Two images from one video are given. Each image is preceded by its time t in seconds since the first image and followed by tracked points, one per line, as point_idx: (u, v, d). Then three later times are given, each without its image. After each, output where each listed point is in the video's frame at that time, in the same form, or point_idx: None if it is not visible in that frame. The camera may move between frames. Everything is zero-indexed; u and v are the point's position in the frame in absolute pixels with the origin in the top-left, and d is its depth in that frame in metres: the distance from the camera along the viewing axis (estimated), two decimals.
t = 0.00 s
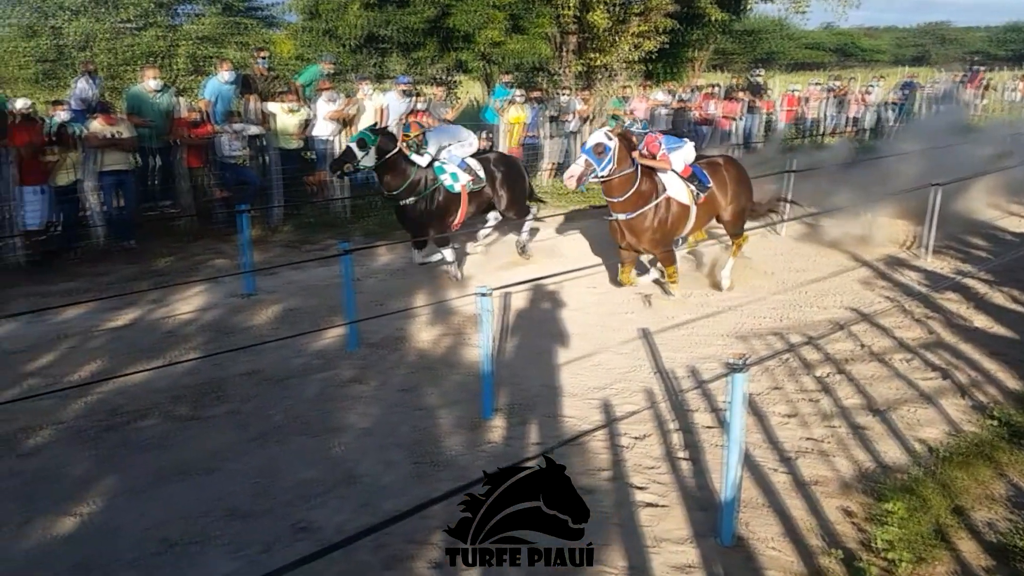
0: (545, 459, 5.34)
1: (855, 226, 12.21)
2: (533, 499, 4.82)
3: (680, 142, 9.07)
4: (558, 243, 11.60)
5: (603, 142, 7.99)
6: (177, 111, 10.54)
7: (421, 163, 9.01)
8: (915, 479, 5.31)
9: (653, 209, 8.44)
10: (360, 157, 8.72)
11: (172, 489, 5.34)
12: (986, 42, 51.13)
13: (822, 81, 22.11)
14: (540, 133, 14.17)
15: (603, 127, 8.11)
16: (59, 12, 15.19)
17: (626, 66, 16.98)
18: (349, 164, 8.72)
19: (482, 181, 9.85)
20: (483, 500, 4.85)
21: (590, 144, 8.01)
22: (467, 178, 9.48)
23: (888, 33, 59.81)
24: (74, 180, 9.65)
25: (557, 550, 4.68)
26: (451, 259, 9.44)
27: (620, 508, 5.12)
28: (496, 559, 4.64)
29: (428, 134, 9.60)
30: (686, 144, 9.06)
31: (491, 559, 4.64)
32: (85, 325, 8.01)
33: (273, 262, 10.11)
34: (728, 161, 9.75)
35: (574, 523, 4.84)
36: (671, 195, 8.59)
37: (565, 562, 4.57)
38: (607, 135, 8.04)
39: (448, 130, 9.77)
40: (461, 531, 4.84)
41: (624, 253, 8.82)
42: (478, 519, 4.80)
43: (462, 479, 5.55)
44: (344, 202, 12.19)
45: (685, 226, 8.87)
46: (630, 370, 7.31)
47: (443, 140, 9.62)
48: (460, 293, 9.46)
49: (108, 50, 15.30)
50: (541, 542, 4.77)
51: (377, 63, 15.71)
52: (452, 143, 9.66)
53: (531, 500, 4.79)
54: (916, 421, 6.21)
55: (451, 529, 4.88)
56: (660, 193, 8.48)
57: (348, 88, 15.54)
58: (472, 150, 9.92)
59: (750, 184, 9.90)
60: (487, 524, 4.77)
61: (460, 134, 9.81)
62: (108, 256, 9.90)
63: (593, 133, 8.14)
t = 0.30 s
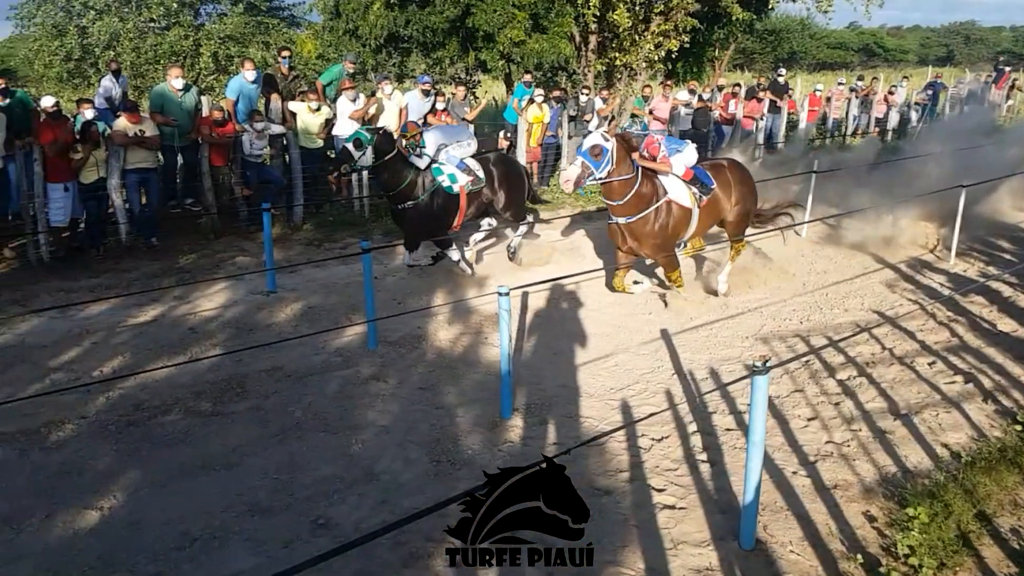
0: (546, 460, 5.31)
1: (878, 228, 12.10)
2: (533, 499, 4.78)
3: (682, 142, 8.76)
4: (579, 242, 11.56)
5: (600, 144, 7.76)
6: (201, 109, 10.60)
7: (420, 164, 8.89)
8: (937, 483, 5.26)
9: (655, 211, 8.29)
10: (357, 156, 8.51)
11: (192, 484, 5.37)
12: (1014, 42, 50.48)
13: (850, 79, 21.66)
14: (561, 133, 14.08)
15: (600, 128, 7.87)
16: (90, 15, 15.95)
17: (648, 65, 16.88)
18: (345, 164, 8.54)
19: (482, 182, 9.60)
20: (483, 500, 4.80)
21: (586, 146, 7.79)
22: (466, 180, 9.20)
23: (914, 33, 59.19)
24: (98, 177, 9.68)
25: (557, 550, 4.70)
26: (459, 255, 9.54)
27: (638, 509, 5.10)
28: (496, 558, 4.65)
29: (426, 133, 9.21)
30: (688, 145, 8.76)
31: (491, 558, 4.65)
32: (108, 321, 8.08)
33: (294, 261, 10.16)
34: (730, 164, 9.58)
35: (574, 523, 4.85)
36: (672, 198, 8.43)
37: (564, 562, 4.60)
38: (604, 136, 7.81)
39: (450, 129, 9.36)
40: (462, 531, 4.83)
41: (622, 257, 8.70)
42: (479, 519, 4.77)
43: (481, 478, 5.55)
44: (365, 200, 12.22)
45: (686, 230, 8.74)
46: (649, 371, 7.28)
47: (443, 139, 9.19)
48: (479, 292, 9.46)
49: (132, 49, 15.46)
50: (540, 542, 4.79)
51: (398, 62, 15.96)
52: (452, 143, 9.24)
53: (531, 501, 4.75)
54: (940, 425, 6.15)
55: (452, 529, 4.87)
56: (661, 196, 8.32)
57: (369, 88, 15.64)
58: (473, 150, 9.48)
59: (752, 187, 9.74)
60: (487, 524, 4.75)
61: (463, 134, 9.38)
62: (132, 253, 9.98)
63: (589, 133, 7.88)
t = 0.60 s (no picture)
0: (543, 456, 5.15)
1: (894, 229, 12.02)
2: (533, 499, 4.62)
3: (682, 143, 8.69)
4: (591, 242, 11.56)
5: (598, 145, 7.63)
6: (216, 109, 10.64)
7: (419, 165, 8.66)
8: (953, 486, 5.21)
9: (655, 214, 8.17)
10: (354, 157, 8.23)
11: (205, 481, 5.39)
12: None
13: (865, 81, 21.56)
14: (574, 133, 14.04)
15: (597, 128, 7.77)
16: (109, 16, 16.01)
17: (662, 65, 16.83)
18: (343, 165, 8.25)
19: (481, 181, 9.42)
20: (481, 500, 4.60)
21: (584, 148, 7.65)
22: (464, 180, 9.04)
23: (930, 34, 58.83)
24: (115, 176, 9.61)
25: (557, 550, 4.69)
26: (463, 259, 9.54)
27: (650, 510, 5.09)
28: (496, 559, 4.65)
29: (426, 134, 9.17)
30: (688, 147, 8.70)
31: (491, 558, 4.64)
32: (122, 319, 8.12)
33: (307, 260, 10.19)
34: (732, 165, 9.47)
35: (574, 523, 4.80)
36: (672, 199, 8.33)
37: (564, 562, 4.59)
38: (602, 136, 7.69)
39: (449, 129, 9.31)
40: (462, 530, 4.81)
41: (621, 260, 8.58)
42: (479, 520, 4.65)
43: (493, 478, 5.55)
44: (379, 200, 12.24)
45: (687, 233, 8.63)
46: (662, 372, 7.26)
47: (442, 139, 9.14)
48: (490, 292, 9.46)
49: (149, 49, 15.54)
50: (540, 542, 4.78)
51: (412, 62, 15.99)
52: (451, 142, 9.17)
53: (531, 502, 4.59)
54: (955, 428, 6.10)
55: (452, 529, 4.81)
56: (661, 198, 8.21)
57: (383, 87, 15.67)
58: (473, 151, 9.43)
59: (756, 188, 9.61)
60: (487, 524, 4.65)
61: (463, 134, 9.33)
62: (147, 251, 10.03)
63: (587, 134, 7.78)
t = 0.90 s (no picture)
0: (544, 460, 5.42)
1: (910, 231, 11.95)
2: (532, 498, 4.82)
3: (682, 146, 8.53)
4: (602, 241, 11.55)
5: (596, 146, 7.40)
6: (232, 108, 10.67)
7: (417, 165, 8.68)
8: (968, 490, 5.18)
9: (656, 216, 7.98)
10: (352, 158, 8.21)
11: (219, 478, 5.42)
12: None
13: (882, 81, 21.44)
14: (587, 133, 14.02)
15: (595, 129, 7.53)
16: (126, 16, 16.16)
17: (677, 65, 16.79)
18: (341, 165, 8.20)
19: (481, 182, 9.42)
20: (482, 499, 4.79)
21: (581, 149, 7.41)
22: (464, 180, 9.01)
23: (947, 34, 58.45)
24: (131, 174, 9.74)
25: (557, 550, 4.69)
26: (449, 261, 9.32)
27: (662, 512, 5.07)
28: (496, 559, 4.64)
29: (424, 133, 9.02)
30: (689, 148, 8.54)
31: (491, 559, 4.64)
32: (137, 316, 8.17)
33: (321, 258, 10.22)
34: (734, 168, 9.40)
35: (574, 523, 4.83)
36: (674, 202, 8.14)
37: (565, 562, 4.59)
38: (600, 138, 7.47)
39: (450, 127, 9.12)
40: (462, 531, 4.79)
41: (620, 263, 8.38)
42: (479, 519, 4.74)
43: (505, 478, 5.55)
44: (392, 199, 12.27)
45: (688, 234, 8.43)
46: (675, 373, 7.25)
47: (442, 138, 9.01)
48: (503, 292, 9.47)
49: (165, 48, 15.63)
50: (541, 542, 4.78)
51: (425, 62, 16.03)
52: (449, 142, 9.04)
53: (529, 500, 4.80)
54: (971, 432, 6.06)
55: (452, 530, 4.83)
56: (664, 200, 8.02)
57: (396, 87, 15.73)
58: (473, 149, 9.25)
59: (759, 189, 9.53)
60: (487, 525, 4.75)
61: (462, 133, 9.14)
62: (162, 249, 10.07)
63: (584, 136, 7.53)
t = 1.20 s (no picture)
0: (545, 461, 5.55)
1: (926, 233, 11.87)
2: (533, 499, 4.91)
3: (684, 147, 8.39)
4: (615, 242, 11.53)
5: (593, 147, 7.37)
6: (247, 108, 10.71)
7: (416, 167, 8.56)
8: (985, 494, 5.13)
9: (656, 219, 7.90)
10: (351, 158, 8.12)
11: (234, 475, 5.44)
12: None
13: (899, 81, 21.32)
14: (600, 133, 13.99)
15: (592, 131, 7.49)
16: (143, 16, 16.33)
17: (692, 65, 16.73)
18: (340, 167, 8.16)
19: (481, 181, 9.42)
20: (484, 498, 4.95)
21: (578, 150, 7.40)
22: (463, 181, 9.04)
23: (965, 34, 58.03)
24: (147, 173, 9.86)
25: (557, 550, 4.69)
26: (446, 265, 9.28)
27: (675, 514, 5.06)
28: (496, 559, 4.63)
29: (421, 132, 8.86)
30: (691, 149, 8.39)
31: (491, 559, 4.62)
32: (152, 314, 8.22)
33: (335, 257, 10.25)
34: (737, 169, 9.30)
35: (574, 523, 4.85)
36: (675, 204, 8.07)
37: (563, 561, 4.58)
38: (597, 140, 7.42)
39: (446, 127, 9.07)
40: (462, 531, 4.77)
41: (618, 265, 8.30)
42: (479, 519, 4.77)
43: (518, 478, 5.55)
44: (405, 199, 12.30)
45: (689, 236, 8.37)
46: (689, 374, 7.23)
47: (441, 138, 8.92)
48: (516, 292, 9.47)
49: (182, 48, 15.71)
50: (539, 542, 4.78)
51: (439, 62, 16.07)
52: (445, 143, 8.99)
53: (529, 500, 4.88)
54: (989, 436, 6.01)
55: (451, 530, 4.79)
56: (664, 203, 7.96)
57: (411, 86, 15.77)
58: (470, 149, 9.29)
59: (763, 190, 9.42)
60: (487, 524, 4.77)
61: (458, 133, 9.09)
62: (177, 248, 10.12)
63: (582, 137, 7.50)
